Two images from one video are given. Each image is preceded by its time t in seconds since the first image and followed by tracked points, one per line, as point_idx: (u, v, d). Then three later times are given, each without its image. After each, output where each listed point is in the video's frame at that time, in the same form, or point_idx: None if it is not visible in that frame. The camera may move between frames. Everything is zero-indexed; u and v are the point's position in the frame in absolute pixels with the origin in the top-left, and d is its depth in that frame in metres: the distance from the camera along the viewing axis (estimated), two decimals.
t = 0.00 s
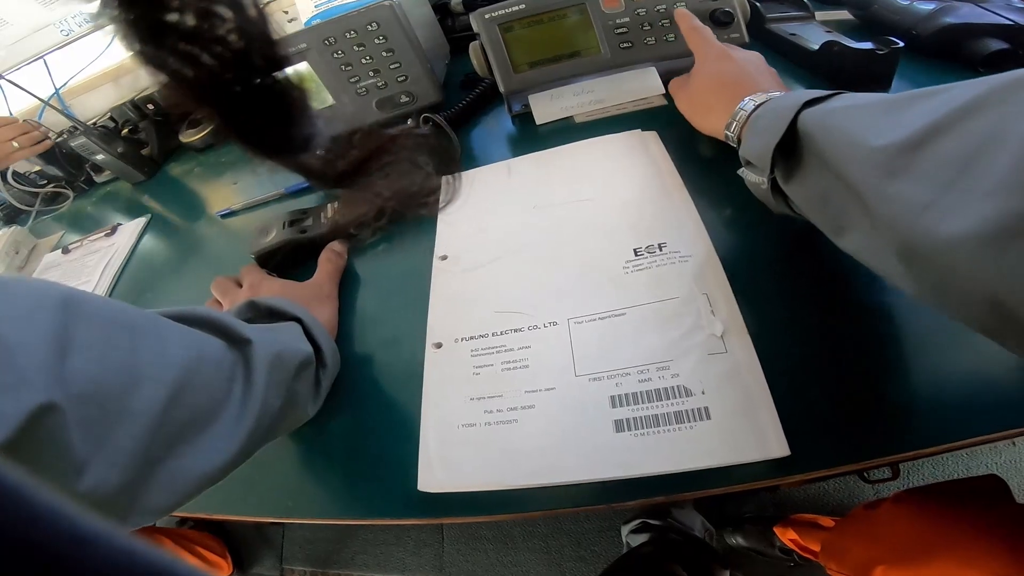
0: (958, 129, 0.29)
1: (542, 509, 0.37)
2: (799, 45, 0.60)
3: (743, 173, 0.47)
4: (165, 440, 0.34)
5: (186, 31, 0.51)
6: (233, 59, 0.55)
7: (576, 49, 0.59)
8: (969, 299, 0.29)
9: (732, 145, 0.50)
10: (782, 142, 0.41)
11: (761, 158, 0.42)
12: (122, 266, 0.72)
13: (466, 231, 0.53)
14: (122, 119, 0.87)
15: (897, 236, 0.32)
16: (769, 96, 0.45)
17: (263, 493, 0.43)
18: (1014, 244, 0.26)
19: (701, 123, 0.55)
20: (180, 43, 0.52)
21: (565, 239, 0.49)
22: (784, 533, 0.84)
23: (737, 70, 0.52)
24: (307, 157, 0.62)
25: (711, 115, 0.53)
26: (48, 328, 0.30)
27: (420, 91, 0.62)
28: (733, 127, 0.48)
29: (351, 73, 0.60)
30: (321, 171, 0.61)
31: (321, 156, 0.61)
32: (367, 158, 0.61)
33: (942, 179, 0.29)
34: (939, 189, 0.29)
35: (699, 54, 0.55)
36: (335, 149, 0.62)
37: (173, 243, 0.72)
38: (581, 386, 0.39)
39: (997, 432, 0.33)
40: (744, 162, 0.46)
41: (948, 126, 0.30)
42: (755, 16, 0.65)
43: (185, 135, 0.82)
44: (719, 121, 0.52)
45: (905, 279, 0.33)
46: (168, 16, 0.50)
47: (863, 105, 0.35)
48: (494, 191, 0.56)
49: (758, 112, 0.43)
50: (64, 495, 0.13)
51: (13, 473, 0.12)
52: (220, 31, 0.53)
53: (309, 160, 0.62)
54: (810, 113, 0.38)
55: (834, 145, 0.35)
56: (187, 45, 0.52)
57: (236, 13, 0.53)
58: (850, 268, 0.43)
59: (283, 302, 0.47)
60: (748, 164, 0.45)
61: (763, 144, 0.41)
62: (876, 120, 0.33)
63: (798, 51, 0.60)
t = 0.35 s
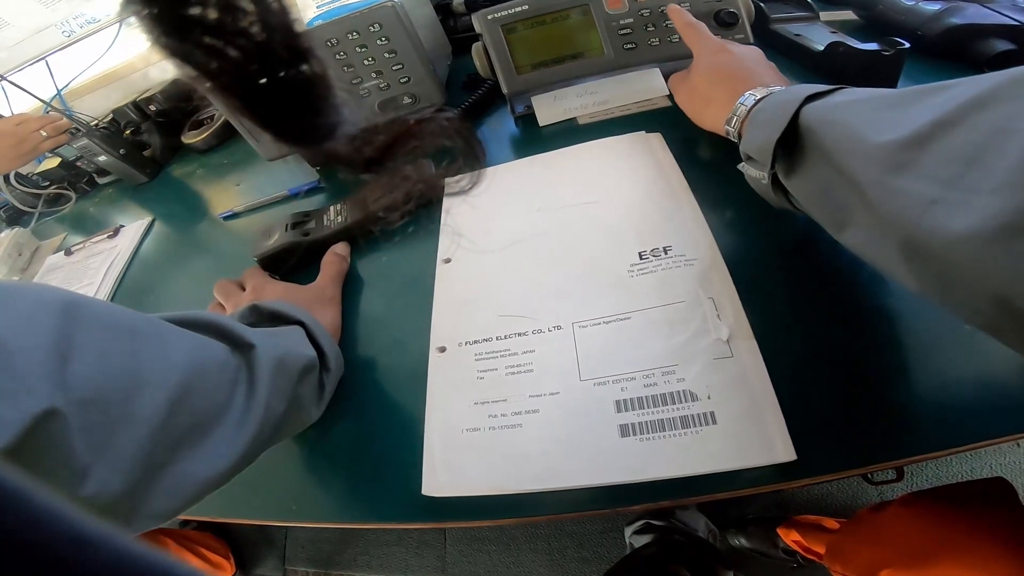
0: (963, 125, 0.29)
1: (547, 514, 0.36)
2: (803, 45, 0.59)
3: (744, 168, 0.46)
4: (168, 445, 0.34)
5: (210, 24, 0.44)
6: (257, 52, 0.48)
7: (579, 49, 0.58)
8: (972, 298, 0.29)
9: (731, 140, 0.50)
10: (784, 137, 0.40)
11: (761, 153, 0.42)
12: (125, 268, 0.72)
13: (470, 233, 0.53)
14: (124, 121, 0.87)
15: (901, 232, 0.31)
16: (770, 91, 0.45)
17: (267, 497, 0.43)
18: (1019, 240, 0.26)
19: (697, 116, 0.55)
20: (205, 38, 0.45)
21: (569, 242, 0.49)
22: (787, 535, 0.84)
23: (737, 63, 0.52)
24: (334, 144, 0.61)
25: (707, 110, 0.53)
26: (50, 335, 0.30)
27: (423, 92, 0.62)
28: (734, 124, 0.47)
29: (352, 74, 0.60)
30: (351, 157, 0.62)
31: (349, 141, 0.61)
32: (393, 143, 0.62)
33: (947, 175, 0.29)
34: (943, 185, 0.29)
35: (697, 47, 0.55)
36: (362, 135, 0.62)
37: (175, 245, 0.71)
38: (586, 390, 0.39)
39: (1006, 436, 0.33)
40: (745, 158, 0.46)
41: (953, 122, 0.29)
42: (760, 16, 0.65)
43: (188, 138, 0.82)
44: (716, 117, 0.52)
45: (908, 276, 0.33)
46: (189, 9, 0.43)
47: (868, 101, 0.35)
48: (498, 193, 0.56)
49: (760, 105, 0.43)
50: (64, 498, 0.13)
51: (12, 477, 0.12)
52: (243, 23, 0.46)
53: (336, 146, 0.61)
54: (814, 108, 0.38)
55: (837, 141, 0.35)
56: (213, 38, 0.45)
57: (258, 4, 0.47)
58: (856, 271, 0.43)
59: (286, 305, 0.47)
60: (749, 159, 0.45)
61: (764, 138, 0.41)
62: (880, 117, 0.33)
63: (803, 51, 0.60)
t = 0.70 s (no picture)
0: (969, 119, 0.29)
1: (548, 516, 0.36)
2: (806, 44, 0.59)
3: (748, 161, 0.46)
4: (169, 446, 0.34)
5: (209, 28, 0.47)
6: (255, 56, 0.52)
7: (581, 48, 0.58)
8: (975, 298, 0.29)
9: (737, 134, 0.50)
10: (788, 130, 0.40)
11: (767, 148, 0.41)
12: (127, 269, 0.72)
13: (472, 233, 0.53)
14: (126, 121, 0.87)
15: (903, 225, 0.31)
16: (774, 86, 0.45)
17: (268, 498, 0.43)
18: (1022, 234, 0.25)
19: (702, 109, 0.55)
20: (207, 42, 0.48)
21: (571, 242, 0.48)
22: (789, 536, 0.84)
23: (744, 57, 0.52)
24: (333, 147, 0.63)
25: (712, 104, 0.54)
26: (50, 336, 0.30)
27: (424, 93, 0.63)
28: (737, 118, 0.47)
29: (354, 74, 0.60)
30: (349, 159, 0.63)
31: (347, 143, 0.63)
32: (391, 143, 0.62)
33: (950, 169, 0.29)
34: (947, 178, 0.29)
35: (706, 40, 0.54)
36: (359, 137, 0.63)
37: (177, 246, 0.72)
38: (587, 391, 0.39)
39: (1012, 438, 0.33)
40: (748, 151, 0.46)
41: (958, 116, 0.29)
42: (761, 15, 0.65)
43: (189, 138, 0.82)
44: (719, 110, 0.53)
45: (909, 270, 0.32)
46: (186, 13, 0.46)
47: (872, 95, 0.34)
48: (499, 194, 0.56)
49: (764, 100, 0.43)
50: (64, 498, 0.13)
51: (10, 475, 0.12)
52: (244, 29, 0.49)
53: (335, 149, 0.63)
54: (818, 102, 0.38)
55: (841, 134, 0.34)
56: (211, 43, 0.48)
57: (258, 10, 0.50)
58: (860, 271, 0.42)
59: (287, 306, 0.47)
60: (753, 152, 0.45)
61: (769, 132, 0.41)
62: (885, 111, 0.33)
63: (806, 51, 0.60)
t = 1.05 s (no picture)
0: (980, 127, 0.29)
1: (548, 520, 0.36)
2: (808, 46, 0.59)
3: (753, 167, 0.46)
4: (170, 450, 0.34)
5: (219, 25, 0.51)
6: (265, 53, 0.54)
7: (583, 50, 0.58)
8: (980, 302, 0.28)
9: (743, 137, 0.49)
10: (792, 137, 0.40)
11: (772, 152, 0.41)
12: (128, 270, 0.72)
13: (472, 236, 0.53)
14: (126, 122, 0.87)
15: (911, 233, 0.31)
16: (781, 91, 0.44)
17: (268, 500, 0.43)
18: None
19: (707, 111, 0.55)
20: (217, 40, 0.51)
21: (573, 245, 0.48)
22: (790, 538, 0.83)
23: (750, 59, 0.52)
24: (336, 142, 0.63)
25: (716, 105, 0.54)
26: (50, 341, 0.30)
27: (425, 93, 0.62)
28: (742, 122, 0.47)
29: (355, 76, 0.60)
30: (352, 154, 0.63)
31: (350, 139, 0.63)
32: (392, 139, 0.63)
33: (961, 177, 0.28)
34: (957, 187, 0.29)
35: (712, 42, 0.54)
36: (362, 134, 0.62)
37: (178, 247, 0.72)
38: (588, 396, 0.39)
39: (1012, 442, 0.33)
40: (753, 157, 0.45)
41: (969, 123, 0.29)
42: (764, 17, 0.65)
43: (190, 138, 0.82)
44: (723, 112, 0.53)
45: (915, 278, 0.32)
46: (193, 11, 0.49)
47: (882, 102, 0.34)
48: (500, 197, 0.56)
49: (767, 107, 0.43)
50: (69, 498, 0.13)
51: (13, 475, 0.12)
52: (251, 25, 0.52)
53: (338, 144, 0.63)
54: (826, 107, 0.37)
55: (848, 141, 0.34)
56: (222, 40, 0.52)
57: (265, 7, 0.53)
58: (861, 275, 0.42)
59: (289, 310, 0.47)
60: (757, 158, 0.45)
61: (775, 137, 0.41)
62: (895, 118, 0.33)
63: (808, 53, 0.60)
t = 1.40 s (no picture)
0: (975, 121, 0.29)
1: (545, 520, 0.36)
2: (808, 47, 0.59)
3: (746, 159, 0.46)
4: (170, 449, 0.34)
5: (200, 35, 0.46)
6: (244, 62, 0.50)
7: (583, 52, 0.58)
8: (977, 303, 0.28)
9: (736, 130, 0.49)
10: (787, 129, 0.40)
11: (766, 145, 0.41)
12: (129, 270, 0.72)
13: (471, 237, 0.53)
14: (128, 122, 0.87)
15: (905, 227, 0.31)
16: (776, 83, 0.44)
17: (268, 499, 0.44)
18: None
19: (703, 106, 0.55)
20: (191, 47, 0.47)
21: (572, 246, 0.49)
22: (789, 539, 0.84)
23: (744, 59, 0.52)
24: (316, 155, 0.62)
25: (712, 102, 0.54)
26: (50, 340, 0.30)
27: (426, 94, 0.62)
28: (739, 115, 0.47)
29: (355, 77, 0.60)
30: (329, 168, 0.62)
31: (329, 152, 0.62)
32: (370, 153, 0.62)
33: (956, 171, 0.28)
34: (952, 181, 0.29)
35: (709, 43, 0.54)
36: (340, 146, 0.62)
37: (179, 247, 0.72)
38: (586, 396, 0.39)
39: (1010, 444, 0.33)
40: (746, 149, 0.46)
41: (965, 117, 0.29)
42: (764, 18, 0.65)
43: (191, 138, 0.82)
44: (719, 109, 0.53)
45: (909, 272, 0.32)
46: (175, 19, 0.45)
47: (876, 95, 0.34)
48: (500, 198, 0.56)
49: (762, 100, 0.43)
50: (70, 501, 0.13)
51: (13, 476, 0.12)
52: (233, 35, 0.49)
53: (316, 158, 0.62)
54: (821, 100, 0.37)
55: (844, 133, 0.34)
56: (202, 49, 0.47)
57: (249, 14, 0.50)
58: (859, 277, 0.42)
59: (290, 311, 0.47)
60: (751, 150, 0.45)
61: (769, 131, 0.41)
62: (890, 110, 0.33)
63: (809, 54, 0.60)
